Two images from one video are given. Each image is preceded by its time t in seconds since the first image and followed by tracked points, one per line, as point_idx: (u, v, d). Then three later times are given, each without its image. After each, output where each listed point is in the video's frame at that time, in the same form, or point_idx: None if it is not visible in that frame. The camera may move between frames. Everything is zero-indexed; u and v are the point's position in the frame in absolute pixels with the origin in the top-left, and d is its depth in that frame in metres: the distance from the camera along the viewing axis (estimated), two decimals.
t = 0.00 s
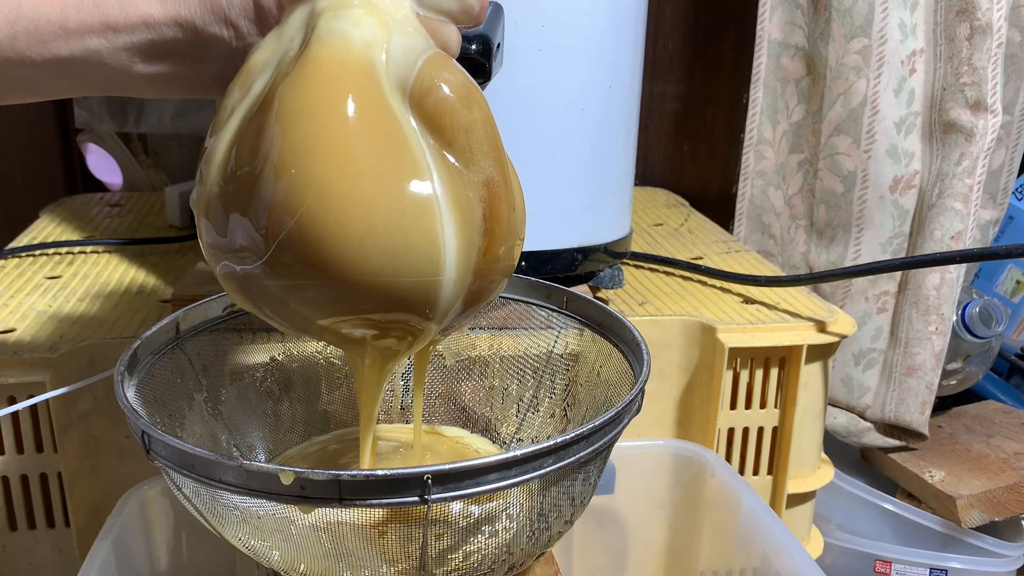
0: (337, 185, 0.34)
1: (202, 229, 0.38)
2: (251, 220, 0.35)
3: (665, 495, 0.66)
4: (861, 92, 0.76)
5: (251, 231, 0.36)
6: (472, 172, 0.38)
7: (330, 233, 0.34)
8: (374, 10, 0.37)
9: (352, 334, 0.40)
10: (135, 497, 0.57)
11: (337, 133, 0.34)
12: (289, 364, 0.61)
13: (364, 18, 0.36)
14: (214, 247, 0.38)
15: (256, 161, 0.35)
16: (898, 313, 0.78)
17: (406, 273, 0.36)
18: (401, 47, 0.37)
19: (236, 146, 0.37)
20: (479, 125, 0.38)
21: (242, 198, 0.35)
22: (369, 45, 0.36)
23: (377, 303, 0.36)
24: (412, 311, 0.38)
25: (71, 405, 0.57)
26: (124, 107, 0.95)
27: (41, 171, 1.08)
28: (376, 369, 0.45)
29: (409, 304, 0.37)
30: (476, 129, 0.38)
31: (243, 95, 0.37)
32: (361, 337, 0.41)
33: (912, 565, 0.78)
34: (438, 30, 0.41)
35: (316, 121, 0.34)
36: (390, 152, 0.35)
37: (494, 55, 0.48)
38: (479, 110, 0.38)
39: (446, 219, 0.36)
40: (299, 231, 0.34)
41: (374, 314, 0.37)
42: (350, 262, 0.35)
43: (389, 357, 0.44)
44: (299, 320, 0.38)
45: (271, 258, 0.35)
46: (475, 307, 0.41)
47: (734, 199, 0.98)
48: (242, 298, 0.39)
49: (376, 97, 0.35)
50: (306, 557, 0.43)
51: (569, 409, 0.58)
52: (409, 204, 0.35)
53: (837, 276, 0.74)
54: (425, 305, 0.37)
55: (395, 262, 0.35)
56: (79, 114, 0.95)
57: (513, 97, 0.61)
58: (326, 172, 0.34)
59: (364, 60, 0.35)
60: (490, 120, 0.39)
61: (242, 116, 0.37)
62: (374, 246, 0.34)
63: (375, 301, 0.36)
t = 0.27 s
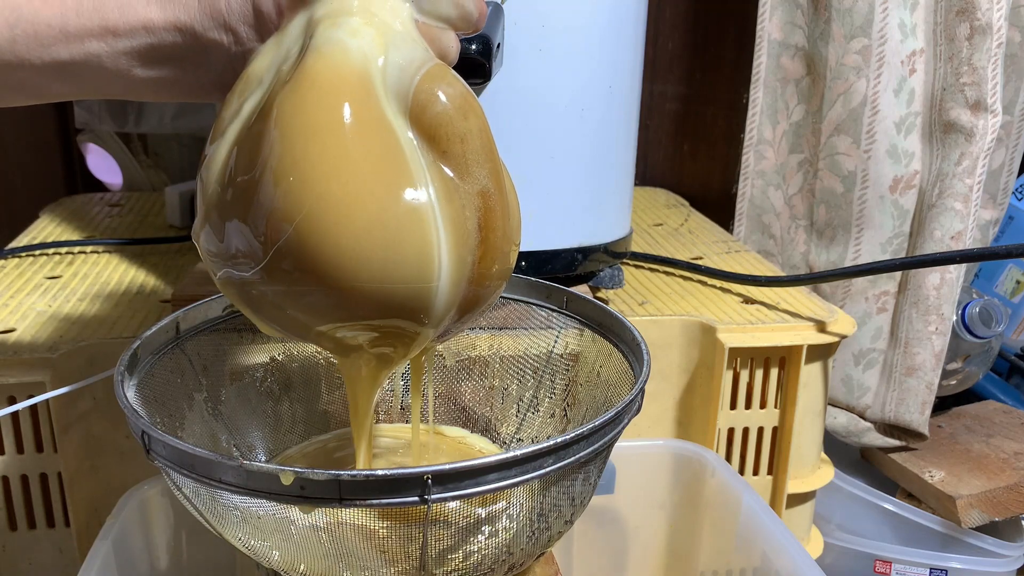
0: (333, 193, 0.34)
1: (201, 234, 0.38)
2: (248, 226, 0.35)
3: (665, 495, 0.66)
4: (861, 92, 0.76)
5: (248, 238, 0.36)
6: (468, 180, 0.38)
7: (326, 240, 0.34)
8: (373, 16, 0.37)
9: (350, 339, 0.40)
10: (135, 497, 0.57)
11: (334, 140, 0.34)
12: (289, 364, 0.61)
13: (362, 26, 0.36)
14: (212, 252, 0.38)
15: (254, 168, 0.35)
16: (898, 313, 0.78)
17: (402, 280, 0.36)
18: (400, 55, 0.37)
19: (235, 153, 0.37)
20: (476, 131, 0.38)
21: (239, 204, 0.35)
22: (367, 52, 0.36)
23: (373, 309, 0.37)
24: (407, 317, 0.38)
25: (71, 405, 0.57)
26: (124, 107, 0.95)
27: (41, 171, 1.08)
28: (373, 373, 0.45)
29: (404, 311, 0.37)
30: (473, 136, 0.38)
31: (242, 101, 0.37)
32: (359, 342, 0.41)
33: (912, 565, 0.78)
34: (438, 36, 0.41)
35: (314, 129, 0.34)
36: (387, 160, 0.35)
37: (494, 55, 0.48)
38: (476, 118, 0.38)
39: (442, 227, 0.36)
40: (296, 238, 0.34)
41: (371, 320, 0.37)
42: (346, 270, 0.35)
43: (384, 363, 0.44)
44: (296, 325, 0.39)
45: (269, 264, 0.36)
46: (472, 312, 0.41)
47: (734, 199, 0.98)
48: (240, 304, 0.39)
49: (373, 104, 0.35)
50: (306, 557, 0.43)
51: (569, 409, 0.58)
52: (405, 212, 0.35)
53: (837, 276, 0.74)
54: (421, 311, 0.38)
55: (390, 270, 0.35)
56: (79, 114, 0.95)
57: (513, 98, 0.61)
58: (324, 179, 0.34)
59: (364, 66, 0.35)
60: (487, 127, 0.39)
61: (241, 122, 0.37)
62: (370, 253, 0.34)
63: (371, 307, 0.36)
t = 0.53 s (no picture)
0: (335, 193, 0.34)
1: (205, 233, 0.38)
2: (253, 226, 0.35)
3: (665, 494, 0.66)
4: (861, 92, 0.76)
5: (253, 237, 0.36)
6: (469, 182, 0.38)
7: (328, 240, 0.34)
8: (374, 17, 0.37)
9: (352, 338, 0.41)
10: (135, 497, 0.57)
11: (337, 141, 0.34)
12: (289, 364, 0.61)
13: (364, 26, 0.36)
14: (215, 250, 0.38)
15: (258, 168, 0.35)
16: (898, 313, 0.78)
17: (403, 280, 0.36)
18: (402, 55, 0.37)
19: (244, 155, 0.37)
20: (477, 132, 0.38)
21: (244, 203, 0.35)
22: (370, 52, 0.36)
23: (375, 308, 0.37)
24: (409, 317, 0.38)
25: (71, 405, 0.57)
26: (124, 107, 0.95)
27: (41, 171, 1.08)
28: (376, 371, 0.45)
29: (406, 310, 0.37)
30: (473, 137, 0.38)
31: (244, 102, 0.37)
32: (361, 340, 0.41)
33: (912, 565, 0.78)
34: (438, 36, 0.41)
35: (317, 129, 0.34)
36: (389, 160, 0.35)
37: (494, 55, 0.48)
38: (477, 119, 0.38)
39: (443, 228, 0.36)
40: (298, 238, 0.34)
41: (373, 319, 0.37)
42: (347, 270, 0.35)
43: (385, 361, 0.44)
44: (298, 324, 0.39)
45: (272, 263, 0.36)
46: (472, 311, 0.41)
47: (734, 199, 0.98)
48: (242, 303, 0.39)
49: (376, 105, 0.35)
50: (307, 557, 0.43)
51: (569, 409, 0.58)
52: (407, 212, 0.35)
53: (837, 276, 0.74)
54: (422, 311, 0.38)
55: (392, 270, 0.35)
56: (79, 114, 0.95)
57: (513, 98, 0.61)
58: (326, 179, 0.34)
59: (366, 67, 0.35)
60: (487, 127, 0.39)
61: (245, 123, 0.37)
62: (372, 253, 0.35)
63: (372, 307, 0.36)
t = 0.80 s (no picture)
0: (332, 196, 0.34)
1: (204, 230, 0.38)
2: (253, 227, 0.35)
3: (665, 494, 0.66)
4: (861, 92, 0.76)
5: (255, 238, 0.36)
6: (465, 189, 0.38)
7: (326, 242, 0.34)
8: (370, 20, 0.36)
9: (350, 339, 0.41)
10: (135, 497, 0.57)
11: (335, 145, 0.34)
12: (289, 364, 0.61)
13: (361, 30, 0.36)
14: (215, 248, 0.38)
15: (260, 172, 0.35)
16: (898, 313, 0.78)
17: (398, 283, 0.36)
18: (401, 57, 0.36)
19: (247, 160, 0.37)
20: (474, 137, 0.38)
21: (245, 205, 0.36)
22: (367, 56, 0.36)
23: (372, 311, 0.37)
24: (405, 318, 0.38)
25: (71, 405, 0.57)
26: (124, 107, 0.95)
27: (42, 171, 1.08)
28: (374, 369, 0.45)
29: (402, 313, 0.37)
30: (470, 141, 0.38)
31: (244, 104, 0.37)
32: (359, 342, 0.41)
33: (912, 565, 0.78)
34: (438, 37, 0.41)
35: (317, 134, 0.34)
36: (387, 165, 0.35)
37: (494, 55, 0.48)
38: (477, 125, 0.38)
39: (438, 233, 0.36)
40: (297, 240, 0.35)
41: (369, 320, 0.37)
42: (344, 274, 0.35)
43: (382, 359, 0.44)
44: (298, 325, 0.39)
45: (271, 264, 0.36)
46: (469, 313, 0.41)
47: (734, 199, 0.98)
48: (242, 302, 0.39)
49: (375, 110, 0.35)
50: (306, 557, 0.43)
51: (569, 409, 0.58)
52: (402, 216, 0.35)
53: (837, 276, 0.74)
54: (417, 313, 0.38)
55: (388, 275, 0.35)
56: (79, 114, 0.95)
57: (513, 98, 0.61)
58: (324, 182, 0.34)
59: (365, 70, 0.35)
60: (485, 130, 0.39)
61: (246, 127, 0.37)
62: (368, 256, 0.35)
63: (369, 309, 0.37)
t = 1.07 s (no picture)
0: (349, 243, 0.35)
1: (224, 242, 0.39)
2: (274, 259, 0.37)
3: (665, 494, 0.66)
4: (861, 92, 0.76)
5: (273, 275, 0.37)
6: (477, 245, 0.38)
7: (338, 284, 0.36)
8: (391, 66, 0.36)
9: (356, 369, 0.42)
10: (135, 497, 0.57)
11: (359, 194, 0.35)
12: (289, 364, 0.60)
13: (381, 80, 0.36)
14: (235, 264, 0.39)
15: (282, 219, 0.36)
16: (898, 313, 0.78)
17: (405, 330, 0.37)
18: (421, 106, 0.36)
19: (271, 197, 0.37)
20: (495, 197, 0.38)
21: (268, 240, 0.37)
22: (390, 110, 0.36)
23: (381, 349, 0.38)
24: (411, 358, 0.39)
25: (71, 405, 0.57)
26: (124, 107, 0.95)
27: (42, 171, 1.08)
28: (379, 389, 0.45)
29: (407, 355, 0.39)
30: (490, 198, 0.38)
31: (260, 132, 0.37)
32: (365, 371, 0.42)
33: (912, 565, 0.78)
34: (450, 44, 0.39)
35: (338, 190, 0.35)
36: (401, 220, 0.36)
37: (494, 55, 0.48)
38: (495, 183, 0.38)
39: (445, 286, 0.38)
40: (313, 284, 0.36)
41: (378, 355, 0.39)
42: (355, 320, 0.37)
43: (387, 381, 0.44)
44: (306, 351, 0.40)
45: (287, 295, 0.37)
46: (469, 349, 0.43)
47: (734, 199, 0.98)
48: (256, 320, 0.40)
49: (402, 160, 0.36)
50: (306, 557, 0.43)
51: (569, 409, 0.58)
52: (411, 264, 0.36)
53: (837, 276, 0.74)
54: (422, 355, 0.39)
55: (396, 325, 0.37)
56: (79, 114, 0.95)
57: (513, 98, 0.61)
58: (342, 228, 0.35)
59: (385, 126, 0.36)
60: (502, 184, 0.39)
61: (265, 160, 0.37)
62: (375, 301, 0.36)
63: (374, 345, 0.38)
